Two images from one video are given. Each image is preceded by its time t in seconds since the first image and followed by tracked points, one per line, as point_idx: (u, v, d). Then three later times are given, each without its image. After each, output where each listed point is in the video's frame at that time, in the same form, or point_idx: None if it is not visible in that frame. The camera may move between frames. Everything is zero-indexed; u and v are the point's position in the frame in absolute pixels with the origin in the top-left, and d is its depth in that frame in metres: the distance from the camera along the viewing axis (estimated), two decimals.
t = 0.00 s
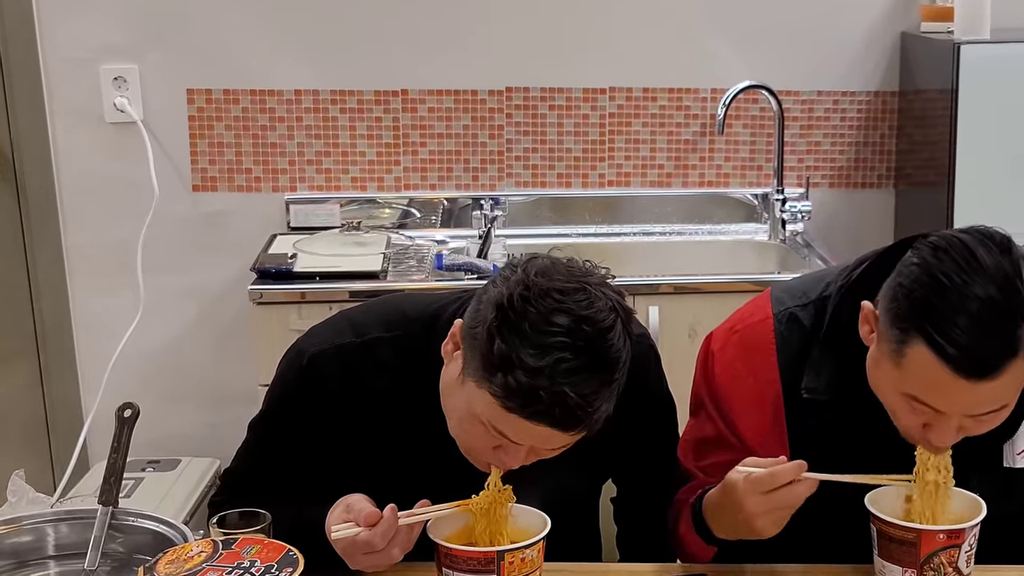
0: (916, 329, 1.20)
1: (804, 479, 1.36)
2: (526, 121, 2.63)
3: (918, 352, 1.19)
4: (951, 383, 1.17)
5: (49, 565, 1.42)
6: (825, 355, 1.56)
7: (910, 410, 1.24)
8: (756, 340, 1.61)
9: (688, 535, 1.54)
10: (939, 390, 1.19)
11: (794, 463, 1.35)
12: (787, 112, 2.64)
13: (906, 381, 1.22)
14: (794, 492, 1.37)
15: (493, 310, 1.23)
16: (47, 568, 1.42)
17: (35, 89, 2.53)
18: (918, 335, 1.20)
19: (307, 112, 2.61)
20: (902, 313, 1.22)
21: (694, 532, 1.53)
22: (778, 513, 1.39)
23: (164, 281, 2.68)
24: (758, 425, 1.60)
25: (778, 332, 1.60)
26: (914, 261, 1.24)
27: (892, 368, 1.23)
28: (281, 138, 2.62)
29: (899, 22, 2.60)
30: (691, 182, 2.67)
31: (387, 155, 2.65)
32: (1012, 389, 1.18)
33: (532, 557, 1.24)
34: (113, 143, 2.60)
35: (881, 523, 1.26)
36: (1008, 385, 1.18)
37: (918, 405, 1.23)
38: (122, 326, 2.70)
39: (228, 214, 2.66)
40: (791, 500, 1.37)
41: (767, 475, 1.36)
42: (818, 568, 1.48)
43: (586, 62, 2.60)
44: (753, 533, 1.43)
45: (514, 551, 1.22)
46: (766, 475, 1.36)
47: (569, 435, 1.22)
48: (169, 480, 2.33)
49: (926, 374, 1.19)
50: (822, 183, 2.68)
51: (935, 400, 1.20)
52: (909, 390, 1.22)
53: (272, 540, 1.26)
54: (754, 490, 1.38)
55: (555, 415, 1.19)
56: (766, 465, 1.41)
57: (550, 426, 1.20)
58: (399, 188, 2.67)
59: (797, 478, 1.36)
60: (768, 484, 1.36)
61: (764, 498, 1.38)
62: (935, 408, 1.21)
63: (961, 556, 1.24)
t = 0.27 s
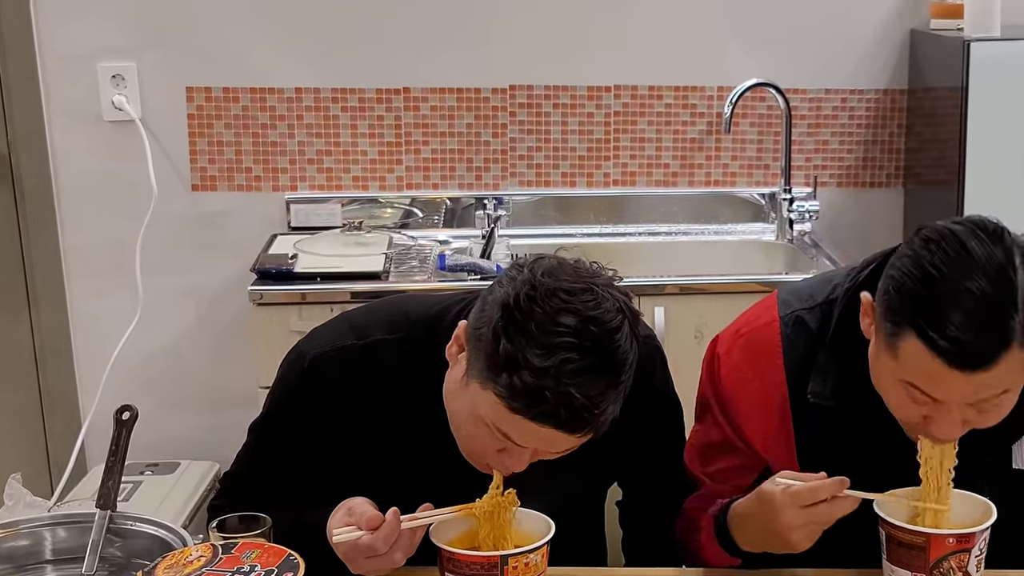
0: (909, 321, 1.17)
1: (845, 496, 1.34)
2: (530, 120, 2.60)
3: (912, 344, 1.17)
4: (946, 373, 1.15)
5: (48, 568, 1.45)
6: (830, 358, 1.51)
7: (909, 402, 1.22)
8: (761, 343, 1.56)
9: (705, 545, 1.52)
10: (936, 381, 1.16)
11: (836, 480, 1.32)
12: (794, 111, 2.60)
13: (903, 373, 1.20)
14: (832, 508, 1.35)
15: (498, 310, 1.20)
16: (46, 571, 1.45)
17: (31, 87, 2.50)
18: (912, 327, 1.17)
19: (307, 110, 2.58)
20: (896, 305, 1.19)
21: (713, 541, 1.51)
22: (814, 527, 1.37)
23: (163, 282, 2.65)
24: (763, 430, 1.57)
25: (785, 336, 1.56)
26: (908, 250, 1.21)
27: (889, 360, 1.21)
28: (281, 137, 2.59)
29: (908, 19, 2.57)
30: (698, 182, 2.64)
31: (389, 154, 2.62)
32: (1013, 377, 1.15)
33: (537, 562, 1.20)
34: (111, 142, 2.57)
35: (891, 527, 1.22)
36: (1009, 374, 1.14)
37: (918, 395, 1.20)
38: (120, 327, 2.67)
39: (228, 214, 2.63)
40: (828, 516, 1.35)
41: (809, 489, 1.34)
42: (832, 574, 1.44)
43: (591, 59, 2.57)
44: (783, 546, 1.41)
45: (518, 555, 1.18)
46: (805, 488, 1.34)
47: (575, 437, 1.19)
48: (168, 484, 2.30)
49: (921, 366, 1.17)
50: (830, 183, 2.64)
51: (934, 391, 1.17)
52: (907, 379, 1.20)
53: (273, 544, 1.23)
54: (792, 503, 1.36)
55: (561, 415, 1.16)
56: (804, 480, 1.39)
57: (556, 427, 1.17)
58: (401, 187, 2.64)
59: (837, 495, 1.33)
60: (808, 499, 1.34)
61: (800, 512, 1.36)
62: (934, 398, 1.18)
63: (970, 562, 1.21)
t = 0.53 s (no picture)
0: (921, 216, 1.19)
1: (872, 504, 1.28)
2: (534, 118, 2.57)
3: (919, 238, 1.19)
4: (955, 263, 1.16)
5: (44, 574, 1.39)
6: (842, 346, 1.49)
7: (920, 314, 1.23)
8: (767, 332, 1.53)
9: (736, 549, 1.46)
10: (947, 276, 1.17)
11: (864, 487, 1.27)
12: (802, 109, 2.57)
13: (912, 274, 1.21)
14: (859, 517, 1.28)
15: (500, 313, 1.17)
16: None
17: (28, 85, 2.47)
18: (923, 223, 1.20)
19: (308, 109, 2.55)
20: (905, 205, 1.22)
21: (745, 544, 1.45)
22: (841, 535, 1.31)
23: (162, 283, 2.61)
24: (771, 422, 1.54)
25: (792, 325, 1.53)
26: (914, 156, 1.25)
27: (898, 266, 1.23)
28: (281, 135, 2.56)
29: (918, 16, 2.53)
30: (704, 181, 2.61)
31: (391, 153, 2.58)
32: None
33: (540, 567, 1.17)
34: (109, 140, 2.53)
35: (898, 531, 1.19)
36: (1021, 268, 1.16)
37: (928, 302, 1.21)
38: (118, 327, 2.64)
39: (227, 214, 2.59)
40: (856, 524, 1.29)
41: (835, 496, 1.28)
42: None
43: (596, 57, 2.54)
44: (815, 551, 1.36)
45: (521, 560, 1.15)
46: (834, 494, 1.28)
47: (577, 442, 1.17)
48: (167, 488, 2.27)
49: (929, 260, 1.18)
50: (838, 182, 2.61)
51: (944, 292, 1.18)
52: (918, 284, 1.21)
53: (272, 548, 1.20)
54: (819, 510, 1.30)
55: (563, 421, 1.13)
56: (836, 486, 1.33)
57: (558, 433, 1.14)
58: (403, 186, 2.60)
59: (864, 502, 1.28)
60: (836, 506, 1.28)
61: (828, 519, 1.30)
62: (945, 300, 1.19)
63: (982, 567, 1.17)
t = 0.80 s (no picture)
0: (927, 236, 1.14)
1: (869, 493, 1.28)
2: (538, 116, 2.53)
3: (926, 259, 1.14)
4: (962, 284, 1.11)
5: None
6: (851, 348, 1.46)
7: (927, 336, 1.18)
8: (777, 331, 1.52)
9: (747, 550, 1.43)
10: (951, 297, 1.12)
11: (857, 479, 1.27)
12: (811, 107, 2.54)
13: (919, 295, 1.16)
14: (861, 508, 1.28)
15: (504, 317, 1.14)
16: None
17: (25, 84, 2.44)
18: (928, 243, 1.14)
19: (309, 107, 2.51)
20: (911, 222, 1.16)
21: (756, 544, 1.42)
22: (846, 531, 1.30)
23: (160, 284, 2.58)
24: (780, 424, 1.51)
25: (801, 325, 1.51)
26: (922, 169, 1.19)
27: (904, 286, 1.18)
28: (282, 134, 2.53)
29: (928, 12, 2.50)
30: (711, 181, 2.58)
31: (393, 152, 2.55)
32: None
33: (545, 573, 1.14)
34: (107, 139, 2.50)
35: (908, 535, 1.16)
36: None
37: (935, 322, 1.16)
38: (116, 328, 2.60)
39: (227, 214, 2.56)
40: (859, 517, 1.28)
41: (833, 493, 1.27)
42: None
43: (603, 55, 2.51)
44: (823, 550, 1.35)
45: (526, 565, 1.12)
46: (831, 491, 1.27)
47: (583, 449, 1.13)
48: (166, 492, 2.23)
49: (936, 280, 1.13)
50: (847, 181, 2.58)
51: (951, 312, 1.13)
52: (925, 304, 1.16)
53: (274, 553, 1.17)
54: (821, 510, 1.29)
55: (569, 428, 1.10)
56: (829, 482, 1.32)
57: (564, 440, 1.10)
58: (406, 185, 2.57)
59: (863, 494, 1.27)
60: (835, 503, 1.27)
61: (831, 518, 1.29)
62: (953, 320, 1.14)
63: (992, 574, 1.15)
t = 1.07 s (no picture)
0: (926, 303, 1.15)
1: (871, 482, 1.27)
2: (543, 115, 2.50)
3: (925, 326, 1.16)
4: (963, 352, 1.13)
5: None
6: (857, 362, 1.45)
7: (932, 396, 1.20)
8: (783, 342, 1.49)
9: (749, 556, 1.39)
10: (952, 365, 1.14)
11: (858, 468, 1.26)
12: (819, 105, 2.51)
13: (921, 360, 1.18)
14: (864, 496, 1.27)
15: (504, 325, 1.11)
16: None
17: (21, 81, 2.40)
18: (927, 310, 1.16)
19: (311, 105, 2.48)
20: (908, 289, 1.18)
21: (759, 549, 1.39)
22: (851, 522, 1.29)
23: (160, 285, 2.55)
24: (786, 437, 1.48)
25: (808, 337, 1.49)
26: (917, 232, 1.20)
27: (906, 348, 1.20)
28: (282, 133, 2.49)
29: (938, 9, 2.47)
30: (718, 180, 2.55)
31: (396, 151, 2.52)
32: None
33: None
34: (105, 138, 2.47)
35: (918, 539, 1.14)
36: None
37: (939, 385, 1.18)
38: (115, 329, 2.57)
39: (227, 213, 2.53)
40: (862, 505, 1.27)
41: (834, 482, 1.26)
42: None
43: (608, 52, 2.48)
44: (830, 546, 1.32)
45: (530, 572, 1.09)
46: (830, 480, 1.26)
47: (587, 460, 1.09)
48: (164, 496, 2.20)
49: (936, 347, 1.15)
50: (856, 181, 2.55)
51: (953, 377, 1.15)
52: (928, 369, 1.18)
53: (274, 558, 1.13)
54: (822, 501, 1.28)
55: (571, 436, 1.06)
56: (828, 472, 1.31)
57: (566, 449, 1.07)
58: (408, 185, 2.54)
59: (864, 483, 1.26)
60: (835, 492, 1.26)
61: (833, 508, 1.28)
62: (955, 385, 1.16)
63: None
